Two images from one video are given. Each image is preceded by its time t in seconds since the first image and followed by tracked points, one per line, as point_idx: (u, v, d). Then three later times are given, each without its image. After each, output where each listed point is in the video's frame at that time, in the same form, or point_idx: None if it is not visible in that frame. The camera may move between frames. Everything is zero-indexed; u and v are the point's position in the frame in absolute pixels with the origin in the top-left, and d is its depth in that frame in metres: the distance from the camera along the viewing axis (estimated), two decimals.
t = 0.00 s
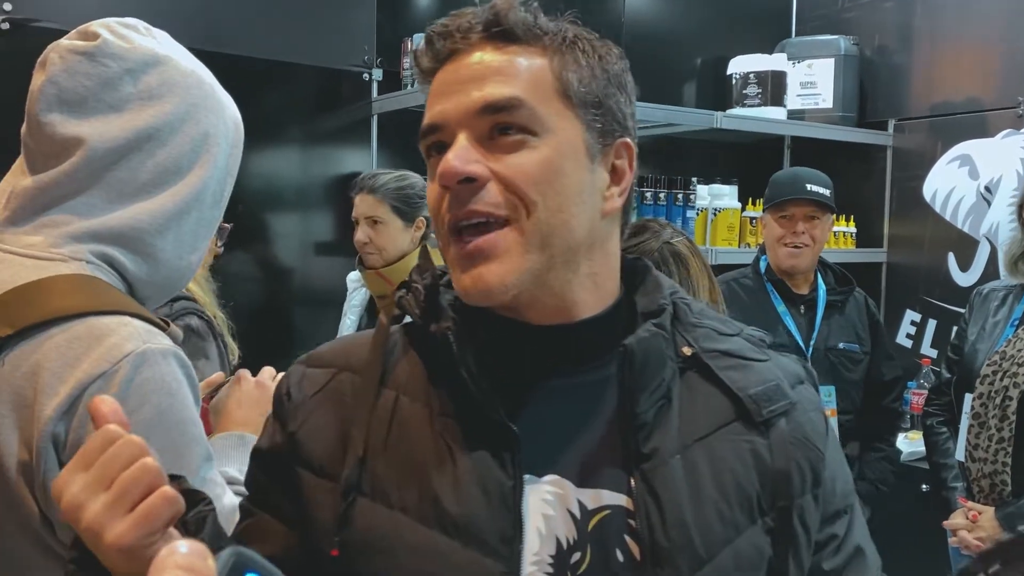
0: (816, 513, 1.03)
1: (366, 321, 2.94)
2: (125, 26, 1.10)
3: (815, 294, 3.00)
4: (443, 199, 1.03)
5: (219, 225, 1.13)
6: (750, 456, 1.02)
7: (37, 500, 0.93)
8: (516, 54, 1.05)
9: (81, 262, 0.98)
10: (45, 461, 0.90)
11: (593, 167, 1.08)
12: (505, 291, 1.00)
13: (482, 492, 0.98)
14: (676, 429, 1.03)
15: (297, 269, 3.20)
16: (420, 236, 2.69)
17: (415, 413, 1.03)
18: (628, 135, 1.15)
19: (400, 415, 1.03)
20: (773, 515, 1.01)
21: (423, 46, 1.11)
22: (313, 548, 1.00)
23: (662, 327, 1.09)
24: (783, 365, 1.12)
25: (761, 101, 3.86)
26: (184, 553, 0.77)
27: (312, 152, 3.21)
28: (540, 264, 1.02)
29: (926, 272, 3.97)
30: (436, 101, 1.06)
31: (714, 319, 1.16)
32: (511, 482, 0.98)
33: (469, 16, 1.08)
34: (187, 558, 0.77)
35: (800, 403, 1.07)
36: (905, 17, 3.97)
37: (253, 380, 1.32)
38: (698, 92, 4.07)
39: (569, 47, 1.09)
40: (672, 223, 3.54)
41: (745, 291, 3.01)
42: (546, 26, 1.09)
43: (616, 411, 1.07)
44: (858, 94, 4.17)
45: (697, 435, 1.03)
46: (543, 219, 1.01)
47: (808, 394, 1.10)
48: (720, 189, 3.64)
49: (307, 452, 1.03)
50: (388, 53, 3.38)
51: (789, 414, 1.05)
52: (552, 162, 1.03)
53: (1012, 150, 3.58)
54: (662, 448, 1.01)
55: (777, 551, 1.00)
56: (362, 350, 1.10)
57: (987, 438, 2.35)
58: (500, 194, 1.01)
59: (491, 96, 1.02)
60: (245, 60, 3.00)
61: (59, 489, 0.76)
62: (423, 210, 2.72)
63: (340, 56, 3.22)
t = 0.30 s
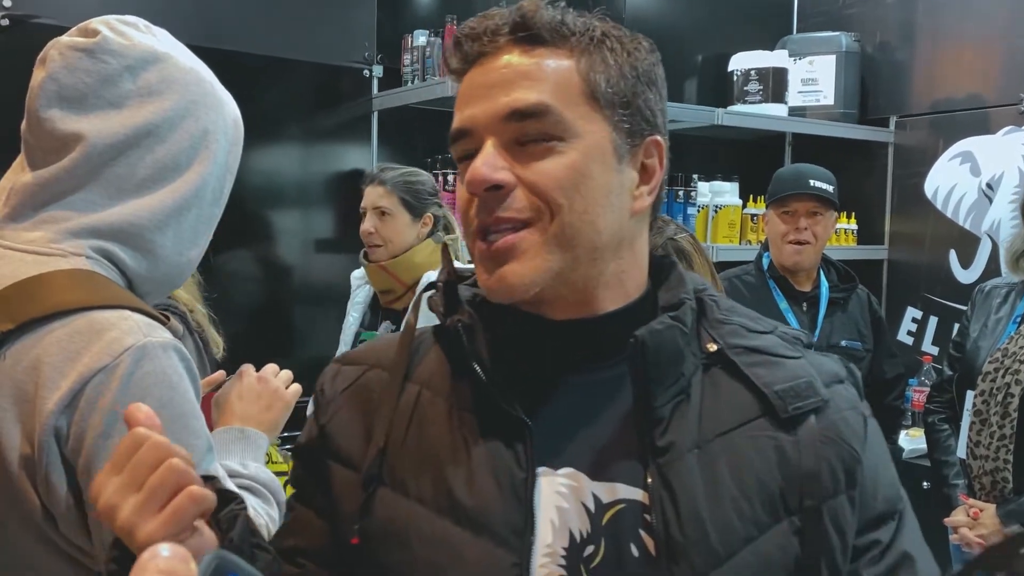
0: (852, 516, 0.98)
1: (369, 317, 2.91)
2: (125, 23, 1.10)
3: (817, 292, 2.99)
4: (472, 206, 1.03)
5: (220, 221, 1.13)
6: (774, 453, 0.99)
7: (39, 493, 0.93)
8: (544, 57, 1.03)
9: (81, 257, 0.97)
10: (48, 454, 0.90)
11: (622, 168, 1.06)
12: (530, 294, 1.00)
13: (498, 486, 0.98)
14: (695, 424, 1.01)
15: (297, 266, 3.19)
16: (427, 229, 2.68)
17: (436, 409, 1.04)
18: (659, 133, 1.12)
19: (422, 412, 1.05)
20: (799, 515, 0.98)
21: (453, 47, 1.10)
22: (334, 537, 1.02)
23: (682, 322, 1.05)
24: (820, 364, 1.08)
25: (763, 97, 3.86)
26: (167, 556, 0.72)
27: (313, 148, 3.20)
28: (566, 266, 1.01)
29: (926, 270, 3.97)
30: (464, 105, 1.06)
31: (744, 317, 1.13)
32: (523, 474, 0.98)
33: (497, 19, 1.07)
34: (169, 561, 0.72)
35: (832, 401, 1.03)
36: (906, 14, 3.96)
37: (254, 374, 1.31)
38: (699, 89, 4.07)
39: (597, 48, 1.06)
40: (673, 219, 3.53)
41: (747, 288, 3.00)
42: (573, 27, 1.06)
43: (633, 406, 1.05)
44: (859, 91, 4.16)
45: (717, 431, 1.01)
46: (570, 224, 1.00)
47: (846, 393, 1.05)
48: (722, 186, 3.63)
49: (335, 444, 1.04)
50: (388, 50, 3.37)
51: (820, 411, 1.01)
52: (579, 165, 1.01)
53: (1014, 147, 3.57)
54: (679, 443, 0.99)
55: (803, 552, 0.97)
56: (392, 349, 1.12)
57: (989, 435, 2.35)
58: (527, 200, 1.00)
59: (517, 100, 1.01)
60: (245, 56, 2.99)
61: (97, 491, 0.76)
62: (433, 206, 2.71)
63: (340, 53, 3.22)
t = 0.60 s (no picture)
0: (883, 509, 0.97)
1: (370, 317, 2.90)
2: (126, 20, 1.09)
3: (820, 290, 2.97)
4: (499, 200, 1.02)
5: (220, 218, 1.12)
6: (802, 447, 0.98)
7: (38, 492, 0.92)
8: (573, 52, 1.02)
9: (82, 255, 0.97)
10: (47, 451, 0.90)
11: (649, 164, 1.05)
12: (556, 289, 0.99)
13: (524, 479, 0.97)
14: (721, 417, 1.00)
15: (297, 264, 3.18)
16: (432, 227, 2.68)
17: (464, 404, 1.03)
18: (685, 129, 1.12)
19: (450, 407, 1.04)
20: (829, 507, 0.97)
21: (482, 43, 1.10)
22: (369, 533, 1.01)
23: (706, 316, 1.04)
24: (850, 356, 1.06)
25: (763, 95, 3.85)
26: (162, 561, 0.70)
27: (313, 146, 3.20)
28: (591, 260, 1.00)
29: (927, 268, 3.96)
30: (493, 100, 1.05)
31: (774, 311, 1.12)
32: (548, 468, 0.97)
33: (527, 15, 1.06)
34: (165, 565, 0.69)
35: (862, 392, 1.02)
36: (907, 11, 3.96)
37: (248, 365, 1.17)
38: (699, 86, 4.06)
39: (628, 45, 1.06)
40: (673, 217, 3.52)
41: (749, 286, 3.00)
42: (602, 23, 1.06)
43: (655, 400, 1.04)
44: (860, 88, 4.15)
45: (743, 424, 1.00)
46: (596, 218, 1.00)
47: (876, 386, 1.04)
48: (722, 183, 3.63)
49: (370, 441, 1.05)
50: (388, 47, 3.36)
51: (849, 403, 1.00)
52: (607, 161, 1.01)
53: (1015, 145, 3.57)
54: (703, 435, 0.98)
55: (834, 544, 0.96)
56: (424, 348, 1.12)
57: (990, 433, 2.35)
58: (555, 194, 1.00)
59: (547, 96, 1.00)
60: (245, 54, 2.98)
61: (143, 500, 0.76)
62: (439, 205, 2.72)
63: (340, 50, 3.21)
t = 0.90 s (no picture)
0: (889, 505, 0.97)
1: (374, 316, 2.87)
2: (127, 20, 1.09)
3: (824, 289, 2.98)
4: (507, 197, 1.01)
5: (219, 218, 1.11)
6: (810, 442, 0.98)
7: (39, 491, 0.92)
8: (582, 49, 1.02)
9: (82, 253, 0.97)
10: (48, 450, 0.89)
11: (656, 161, 1.05)
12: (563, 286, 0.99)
13: (530, 476, 0.97)
14: (728, 413, 1.00)
15: (298, 262, 3.18)
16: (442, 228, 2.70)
17: (470, 399, 1.03)
18: (694, 127, 1.11)
19: (456, 401, 1.03)
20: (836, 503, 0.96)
21: (491, 38, 1.09)
22: (373, 526, 1.01)
23: (715, 312, 1.04)
24: (855, 352, 1.06)
25: (764, 94, 3.84)
26: (166, 548, 0.67)
27: (313, 144, 3.19)
28: (597, 257, 1.00)
29: (928, 267, 3.96)
30: (502, 95, 1.05)
31: (779, 307, 1.12)
32: (555, 463, 0.97)
33: (536, 11, 1.06)
34: (169, 552, 0.67)
35: (867, 389, 1.01)
36: (908, 10, 3.95)
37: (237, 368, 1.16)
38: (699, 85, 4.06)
39: (637, 42, 1.06)
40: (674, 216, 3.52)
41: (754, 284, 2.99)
42: (612, 20, 1.05)
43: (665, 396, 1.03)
44: (861, 87, 4.15)
45: (750, 419, 0.99)
46: (604, 216, 0.99)
47: (881, 382, 1.03)
48: (723, 182, 3.63)
49: (375, 433, 1.04)
50: (388, 46, 3.36)
51: (855, 400, 1.00)
52: (614, 159, 1.00)
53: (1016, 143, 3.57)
54: (711, 431, 0.98)
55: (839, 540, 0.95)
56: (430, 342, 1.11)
57: (990, 432, 2.35)
58: (562, 192, 0.99)
59: (555, 92, 1.00)
60: (245, 52, 2.98)
61: (152, 498, 0.76)
62: (447, 208, 2.74)
63: (341, 49, 3.21)
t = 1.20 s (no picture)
0: (894, 497, 0.96)
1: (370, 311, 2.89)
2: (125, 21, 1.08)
3: (827, 289, 2.98)
4: (514, 196, 1.01)
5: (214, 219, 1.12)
6: (816, 433, 0.97)
7: (37, 490, 0.92)
8: (593, 50, 1.02)
9: (78, 251, 0.97)
10: (45, 448, 0.89)
11: (662, 165, 1.05)
12: (569, 286, 0.99)
13: (535, 469, 0.96)
14: (734, 405, 0.99)
15: (298, 262, 3.18)
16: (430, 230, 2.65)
17: (473, 393, 1.03)
18: (699, 132, 1.12)
19: (458, 396, 1.03)
20: (843, 493, 0.96)
21: (500, 38, 1.09)
22: (373, 521, 1.00)
23: (719, 304, 1.04)
24: (858, 346, 1.07)
25: (764, 94, 3.84)
26: (181, 538, 0.65)
27: (313, 144, 3.19)
28: (603, 258, 1.00)
29: (928, 267, 3.96)
30: (511, 94, 1.04)
31: (780, 303, 1.12)
32: (557, 456, 0.96)
33: (548, 11, 1.06)
34: (184, 542, 0.64)
35: (872, 381, 1.02)
36: (908, 10, 3.95)
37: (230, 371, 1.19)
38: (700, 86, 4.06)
39: (649, 46, 1.06)
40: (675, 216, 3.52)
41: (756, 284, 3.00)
42: (623, 23, 1.06)
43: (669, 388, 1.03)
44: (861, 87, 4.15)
45: (757, 411, 0.99)
46: (611, 217, 0.99)
47: (885, 375, 1.04)
48: (723, 182, 3.63)
49: (376, 428, 1.03)
50: (389, 46, 3.36)
51: (859, 392, 1.00)
52: (622, 160, 1.00)
53: (1015, 144, 3.57)
54: (718, 422, 0.97)
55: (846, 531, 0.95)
56: (431, 338, 1.11)
57: (988, 433, 2.35)
58: (571, 192, 0.99)
59: (566, 92, 1.00)
60: (245, 53, 2.98)
61: (151, 510, 0.76)
62: (428, 207, 2.65)
63: (341, 49, 3.21)
